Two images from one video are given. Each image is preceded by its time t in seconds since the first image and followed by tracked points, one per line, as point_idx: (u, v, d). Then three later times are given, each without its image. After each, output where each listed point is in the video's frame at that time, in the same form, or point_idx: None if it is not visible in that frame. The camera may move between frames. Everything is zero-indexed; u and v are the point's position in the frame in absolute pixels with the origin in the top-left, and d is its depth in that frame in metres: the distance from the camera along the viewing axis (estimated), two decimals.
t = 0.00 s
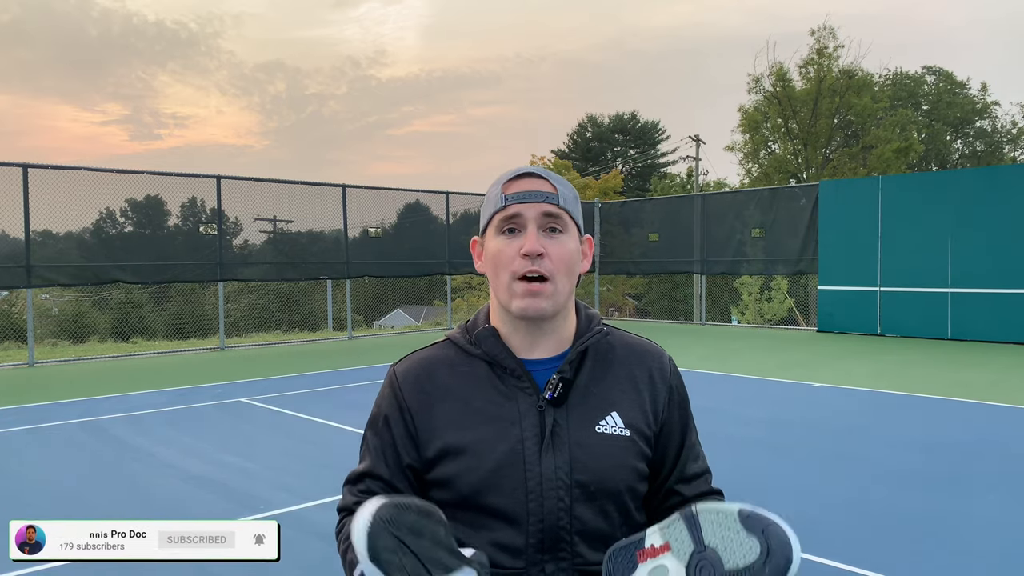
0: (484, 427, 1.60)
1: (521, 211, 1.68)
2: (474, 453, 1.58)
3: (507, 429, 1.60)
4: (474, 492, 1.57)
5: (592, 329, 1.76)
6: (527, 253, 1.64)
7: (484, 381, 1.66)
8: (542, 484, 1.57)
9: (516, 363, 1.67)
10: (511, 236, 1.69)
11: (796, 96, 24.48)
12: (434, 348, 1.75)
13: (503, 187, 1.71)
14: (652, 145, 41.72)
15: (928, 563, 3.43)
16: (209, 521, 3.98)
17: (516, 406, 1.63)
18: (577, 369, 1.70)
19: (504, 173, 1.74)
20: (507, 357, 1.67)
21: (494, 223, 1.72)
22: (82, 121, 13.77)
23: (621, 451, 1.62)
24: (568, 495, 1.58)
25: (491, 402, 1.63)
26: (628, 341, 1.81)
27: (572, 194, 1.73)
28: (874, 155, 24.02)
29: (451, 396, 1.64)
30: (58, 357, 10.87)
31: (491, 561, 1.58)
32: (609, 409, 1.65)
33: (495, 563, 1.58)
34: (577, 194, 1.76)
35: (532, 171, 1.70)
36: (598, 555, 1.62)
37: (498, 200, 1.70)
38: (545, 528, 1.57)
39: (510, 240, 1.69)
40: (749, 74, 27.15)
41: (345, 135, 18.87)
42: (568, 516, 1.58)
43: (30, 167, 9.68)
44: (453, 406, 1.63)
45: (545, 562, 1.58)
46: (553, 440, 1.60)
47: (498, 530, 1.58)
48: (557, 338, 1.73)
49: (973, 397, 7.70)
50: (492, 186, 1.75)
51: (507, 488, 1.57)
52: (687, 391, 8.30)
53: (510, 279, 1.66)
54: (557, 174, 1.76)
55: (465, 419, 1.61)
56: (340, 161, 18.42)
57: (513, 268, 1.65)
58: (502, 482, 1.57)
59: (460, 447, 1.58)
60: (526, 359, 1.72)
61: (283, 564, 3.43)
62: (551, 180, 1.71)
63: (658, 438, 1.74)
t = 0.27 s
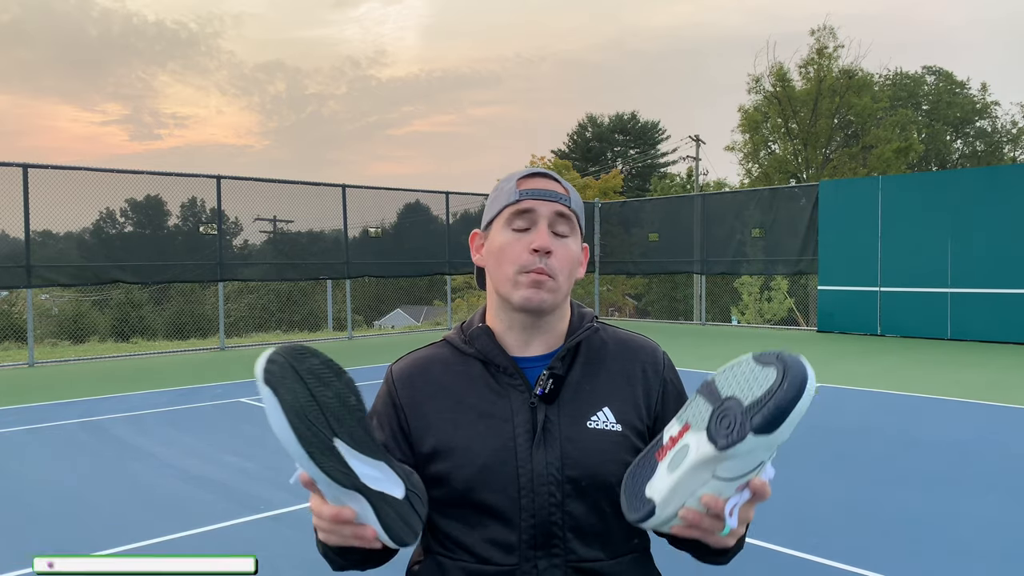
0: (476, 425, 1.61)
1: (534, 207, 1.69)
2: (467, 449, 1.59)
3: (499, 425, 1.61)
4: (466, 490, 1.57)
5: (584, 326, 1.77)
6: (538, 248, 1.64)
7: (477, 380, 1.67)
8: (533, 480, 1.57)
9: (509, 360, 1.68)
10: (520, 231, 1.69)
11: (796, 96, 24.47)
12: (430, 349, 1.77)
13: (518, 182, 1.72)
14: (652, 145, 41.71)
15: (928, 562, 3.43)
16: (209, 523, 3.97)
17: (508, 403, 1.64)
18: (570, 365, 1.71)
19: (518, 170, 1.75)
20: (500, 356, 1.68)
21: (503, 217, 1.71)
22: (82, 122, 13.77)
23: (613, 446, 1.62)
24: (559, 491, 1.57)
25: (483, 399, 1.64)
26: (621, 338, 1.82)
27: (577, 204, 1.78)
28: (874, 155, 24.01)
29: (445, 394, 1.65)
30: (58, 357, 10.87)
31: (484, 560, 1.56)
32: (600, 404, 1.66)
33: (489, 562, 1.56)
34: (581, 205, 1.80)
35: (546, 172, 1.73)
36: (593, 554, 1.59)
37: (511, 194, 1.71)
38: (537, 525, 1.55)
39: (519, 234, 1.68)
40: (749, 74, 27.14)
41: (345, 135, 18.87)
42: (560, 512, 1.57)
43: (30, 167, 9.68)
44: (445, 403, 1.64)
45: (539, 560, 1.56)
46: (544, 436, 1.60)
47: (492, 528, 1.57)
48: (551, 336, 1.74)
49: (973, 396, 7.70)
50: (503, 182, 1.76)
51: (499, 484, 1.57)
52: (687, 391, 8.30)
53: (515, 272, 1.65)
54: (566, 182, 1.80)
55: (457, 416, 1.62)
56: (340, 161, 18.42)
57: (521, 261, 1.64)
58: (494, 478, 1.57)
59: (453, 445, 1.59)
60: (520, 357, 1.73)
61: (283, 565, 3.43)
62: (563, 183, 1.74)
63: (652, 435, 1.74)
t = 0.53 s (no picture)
0: (476, 426, 1.61)
1: (528, 213, 1.68)
2: (466, 450, 1.59)
3: (500, 426, 1.61)
4: (466, 491, 1.57)
5: (584, 326, 1.77)
6: (533, 255, 1.63)
7: (477, 381, 1.68)
8: (533, 480, 1.56)
9: (508, 362, 1.67)
10: (516, 238, 1.69)
11: (796, 96, 24.47)
12: (430, 350, 1.78)
13: (509, 188, 1.71)
14: (652, 145, 41.71)
15: (928, 563, 3.43)
16: (209, 523, 3.97)
17: (508, 404, 1.64)
18: (570, 366, 1.71)
19: (510, 174, 1.74)
20: (500, 356, 1.68)
21: (498, 223, 1.71)
22: (82, 122, 13.77)
23: (613, 446, 1.62)
24: (559, 492, 1.57)
25: (483, 401, 1.64)
26: (622, 338, 1.82)
27: (574, 203, 1.76)
28: (874, 155, 24.01)
29: (445, 395, 1.66)
30: (58, 357, 10.87)
31: (484, 560, 1.56)
32: (600, 405, 1.66)
33: (488, 563, 1.55)
34: (578, 204, 1.79)
35: (538, 175, 1.72)
36: (593, 555, 1.58)
37: (504, 200, 1.70)
38: (537, 527, 1.55)
39: (515, 242, 1.68)
40: (749, 74, 27.14)
41: (345, 135, 18.86)
42: (560, 513, 1.56)
43: (30, 167, 9.69)
44: (444, 402, 1.65)
45: (538, 561, 1.55)
46: (544, 437, 1.60)
47: (491, 529, 1.57)
48: (551, 337, 1.74)
49: (973, 396, 7.70)
50: (495, 188, 1.74)
51: (498, 485, 1.57)
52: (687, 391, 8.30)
53: (513, 280, 1.65)
54: (561, 182, 1.78)
55: (457, 416, 1.63)
56: (341, 161, 18.42)
57: (517, 268, 1.64)
58: (493, 479, 1.57)
59: (453, 446, 1.60)
60: (519, 358, 1.73)
61: (283, 565, 3.43)
62: (556, 184, 1.72)
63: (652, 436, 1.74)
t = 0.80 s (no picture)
0: (477, 428, 1.61)
1: (529, 213, 1.68)
2: (468, 453, 1.59)
3: (501, 428, 1.61)
4: (467, 493, 1.57)
5: (586, 328, 1.77)
6: (535, 255, 1.63)
7: (478, 382, 1.67)
8: (534, 483, 1.56)
9: (509, 363, 1.67)
10: (517, 237, 1.68)
11: (796, 96, 24.46)
12: (430, 350, 1.77)
13: (510, 187, 1.70)
14: (651, 145, 41.72)
15: (929, 563, 3.43)
16: (209, 524, 3.97)
17: (509, 406, 1.64)
18: (571, 368, 1.71)
19: (510, 173, 1.73)
20: (501, 357, 1.67)
21: (499, 224, 1.70)
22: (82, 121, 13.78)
23: (614, 449, 1.62)
24: (560, 495, 1.57)
25: (484, 403, 1.64)
26: (622, 339, 1.82)
27: (576, 201, 1.76)
28: (874, 155, 24.01)
29: (445, 397, 1.66)
30: (58, 357, 10.87)
31: (484, 562, 1.56)
32: (601, 407, 1.66)
33: (488, 564, 1.56)
34: (579, 202, 1.78)
35: (540, 174, 1.71)
36: (593, 557, 1.59)
37: (505, 200, 1.69)
38: (538, 529, 1.55)
39: (516, 241, 1.67)
40: (749, 74, 27.13)
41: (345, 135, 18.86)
42: (561, 515, 1.57)
43: (30, 167, 9.68)
44: (445, 405, 1.65)
45: (538, 563, 1.55)
46: (545, 439, 1.60)
47: (492, 530, 1.57)
48: (552, 338, 1.74)
49: (973, 396, 7.71)
50: (495, 187, 1.73)
51: (500, 488, 1.57)
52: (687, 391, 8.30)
53: (515, 280, 1.64)
54: (562, 180, 1.77)
55: (458, 418, 1.63)
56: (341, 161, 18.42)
57: (519, 269, 1.64)
58: (495, 481, 1.57)
59: (454, 448, 1.59)
60: (520, 359, 1.73)
61: (283, 565, 3.42)
62: (557, 183, 1.72)
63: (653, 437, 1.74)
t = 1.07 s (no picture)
0: (475, 430, 1.61)
1: (528, 215, 1.67)
2: (465, 455, 1.59)
3: (499, 430, 1.61)
4: (466, 497, 1.57)
5: (584, 328, 1.76)
6: (536, 258, 1.63)
7: (476, 383, 1.67)
8: (533, 486, 1.56)
9: (507, 365, 1.67)
10: (516, 239, 1.68)
11: (796, 96, 24.46)
12: (426, 351, 1.77)
13: (508, 188, 1.70)
14: (652, 145, 41.71)
15: (929, 563, 3.43)
16: (209, 524, 3.97)
17: (507, 407, 1.64)
18: (570, 369, 1.70)
19: (507, 173, 1.72)
20: (499, 359, 1.67)
21: (497, 225, 1.70)
22: (82, 122, 13.77)
23: (613, 451, 1.62)
24: (560, 498, 1.57)
25: (481, 404, 1.64)
26: (621, 339, 1.82)
27: (574, 200, 1.75)
28: (874, 155, 24.01)
29: (441, 398, 1.66)
30: (58, 357, 10.87)
31: (483, 566, 1.56)
32: (600, 409, 1.66)
33: (488, 567, 1.56)
34: (577, 200, 1.78)
35: (537, 173, 1.71)
36: (593, 560, 1.59)
37: (503, 201, 1.68)
38: (538, 533, 1.55)
39: (516, 243, 1.67)
40: (748, 74, 27.13)
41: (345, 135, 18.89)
42: (561, 519, 1.56)
43: (30, 167, 9.68)
44: (441, 406, 1.65)
45: (538, 566, 1.55)
46: (544, 441, 1.60)
47: (491, 534, 1.57)
48: (551, 339, 1.73)
49: (973, 396, 7.70)
50: (492, 186, 1.73)
51: (498, 491, 1.57)
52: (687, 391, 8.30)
53: (515, 284, 1.64)
54: (559, 179, 1.77)
55: (456, 420, 1.63)
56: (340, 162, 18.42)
57: (519, 272, 1.64)
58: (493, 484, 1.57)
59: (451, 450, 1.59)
60: (517, 361, 1.73)
61: (282, 565, 3.42)
62: (555, 182, 1.71)
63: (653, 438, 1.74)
